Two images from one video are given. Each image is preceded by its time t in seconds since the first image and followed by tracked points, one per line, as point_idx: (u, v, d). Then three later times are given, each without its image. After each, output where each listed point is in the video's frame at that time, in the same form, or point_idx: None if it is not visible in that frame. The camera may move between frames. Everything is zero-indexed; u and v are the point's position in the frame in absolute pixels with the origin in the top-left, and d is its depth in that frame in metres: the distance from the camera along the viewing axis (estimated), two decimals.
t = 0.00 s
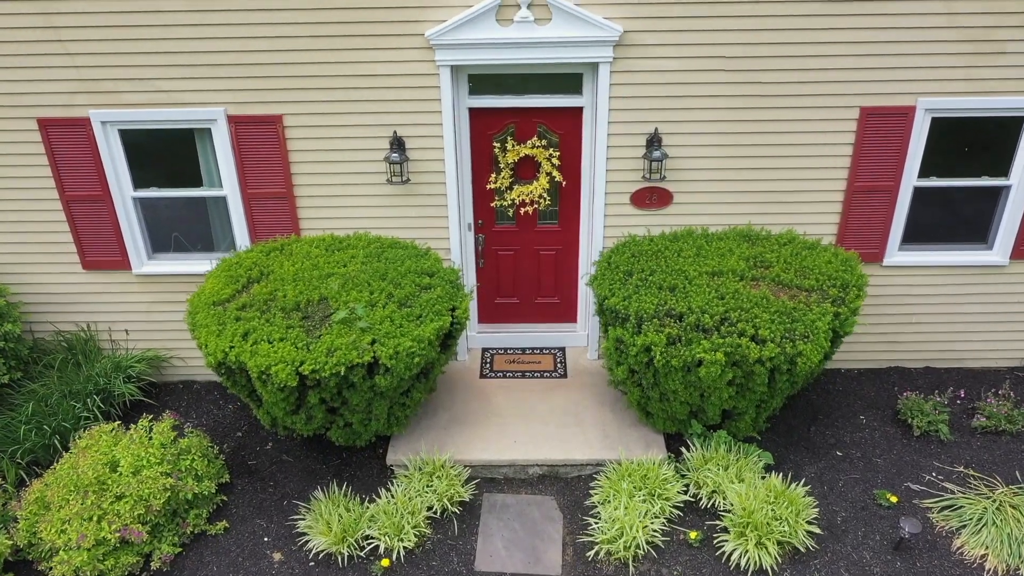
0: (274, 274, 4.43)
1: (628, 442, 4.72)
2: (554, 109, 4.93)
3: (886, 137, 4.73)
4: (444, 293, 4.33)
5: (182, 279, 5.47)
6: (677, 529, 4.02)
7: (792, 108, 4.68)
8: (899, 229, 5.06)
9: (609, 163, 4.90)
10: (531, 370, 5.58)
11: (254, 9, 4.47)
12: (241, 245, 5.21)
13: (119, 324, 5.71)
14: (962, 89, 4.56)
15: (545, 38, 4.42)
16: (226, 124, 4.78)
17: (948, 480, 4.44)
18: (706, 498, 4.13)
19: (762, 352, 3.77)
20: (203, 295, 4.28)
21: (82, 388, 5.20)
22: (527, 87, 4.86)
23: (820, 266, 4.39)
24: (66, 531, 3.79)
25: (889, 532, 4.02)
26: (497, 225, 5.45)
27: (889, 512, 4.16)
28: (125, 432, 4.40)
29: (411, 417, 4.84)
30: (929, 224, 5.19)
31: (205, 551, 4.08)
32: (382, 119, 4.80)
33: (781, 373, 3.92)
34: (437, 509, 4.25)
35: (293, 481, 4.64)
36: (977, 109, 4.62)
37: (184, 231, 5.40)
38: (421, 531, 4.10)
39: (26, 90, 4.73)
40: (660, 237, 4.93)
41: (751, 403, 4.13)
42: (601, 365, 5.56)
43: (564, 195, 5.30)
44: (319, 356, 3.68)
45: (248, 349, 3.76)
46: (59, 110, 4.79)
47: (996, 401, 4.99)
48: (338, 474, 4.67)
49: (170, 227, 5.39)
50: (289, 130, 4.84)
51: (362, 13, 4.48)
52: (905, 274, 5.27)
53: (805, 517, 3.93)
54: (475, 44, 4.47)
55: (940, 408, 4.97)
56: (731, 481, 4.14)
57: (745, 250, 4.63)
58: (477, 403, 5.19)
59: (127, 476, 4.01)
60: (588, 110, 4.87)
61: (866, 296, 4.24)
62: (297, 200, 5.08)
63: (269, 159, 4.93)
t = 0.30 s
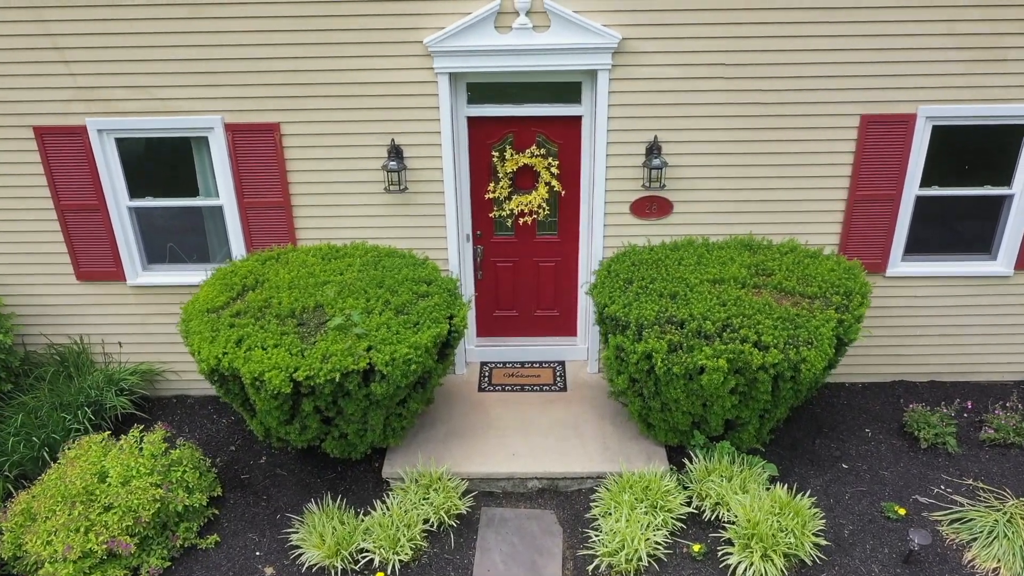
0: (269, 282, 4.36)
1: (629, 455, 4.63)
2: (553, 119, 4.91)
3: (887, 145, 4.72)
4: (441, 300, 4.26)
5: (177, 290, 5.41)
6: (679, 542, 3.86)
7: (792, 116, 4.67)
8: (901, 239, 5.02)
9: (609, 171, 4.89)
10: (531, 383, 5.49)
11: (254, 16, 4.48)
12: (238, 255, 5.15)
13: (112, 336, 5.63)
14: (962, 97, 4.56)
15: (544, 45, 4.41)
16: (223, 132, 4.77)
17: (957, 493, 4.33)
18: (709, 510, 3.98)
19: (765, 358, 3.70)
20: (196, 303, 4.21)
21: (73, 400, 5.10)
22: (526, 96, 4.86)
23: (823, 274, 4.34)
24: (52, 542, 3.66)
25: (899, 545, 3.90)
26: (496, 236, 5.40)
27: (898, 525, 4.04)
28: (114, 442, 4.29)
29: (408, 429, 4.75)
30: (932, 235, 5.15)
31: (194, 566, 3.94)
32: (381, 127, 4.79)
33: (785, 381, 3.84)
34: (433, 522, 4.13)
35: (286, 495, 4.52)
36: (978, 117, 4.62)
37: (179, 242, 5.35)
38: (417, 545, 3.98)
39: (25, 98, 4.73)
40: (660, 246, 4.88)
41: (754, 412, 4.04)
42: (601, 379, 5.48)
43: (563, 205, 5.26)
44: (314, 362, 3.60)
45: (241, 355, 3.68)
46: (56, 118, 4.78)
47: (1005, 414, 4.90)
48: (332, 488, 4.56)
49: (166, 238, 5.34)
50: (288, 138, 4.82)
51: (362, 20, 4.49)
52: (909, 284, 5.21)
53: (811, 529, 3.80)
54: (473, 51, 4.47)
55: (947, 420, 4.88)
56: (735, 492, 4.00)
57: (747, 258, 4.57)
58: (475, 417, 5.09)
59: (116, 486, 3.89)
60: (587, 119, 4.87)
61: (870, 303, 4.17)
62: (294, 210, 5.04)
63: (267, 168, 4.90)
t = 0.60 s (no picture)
0: (263, 287, 4.30)
1: (630, 465, 4.53)
2: (552, 126, 4.91)
3: (888, 152, 4.71)
4: (438, 306, 4.20)
5: (171, 299, 5.34)
6: (681, 553, 3.72)
7: (793, 122, 4.67)
8: (904, 247, 4.98)
9: (609, 178, 4.86)
10: (530, 395, 5.40)
11: (256, 21, 4.49)
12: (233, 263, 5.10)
13: (104, 347, 5.55)
14: (963, 103, 4.56)
15: (543, 50, 4.41)
16: (220, 138, 4.75)
17: (966, 504, 4.23)
18: (712, 520, 3.84)
19: (768, 362, 3.63)
20: (190, 308, 4.15)
21: (63, 409, 5.02)
22: (525, 103, 4.85)
23: (826, 280, 4.28)
24: (37, 550, 3.54)
25: (909, 556, 3.79)
26: (495, 245, 5.36)
27: (907, 536, 3.93)
28: (103, 450, 4.18)
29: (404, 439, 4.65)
30: (935, 244, 5.11)
31: None
32: (380, 133, 4.77)
33: (788, 387, 3.77)
34: (429, 532, 4.01)
35: (279, 506, 4.40)
36: (979, 123, 4.62)
37: (174, 250, 5.30)
38: (412, 556, 3.86)
39: (25, 103, 4.72)
40: (661, 253, 4.84)
41: (758, 419, 3.95)
42: (602, 391, 5.39)
43: (562, 214, 5.22)
44: (308, 365, 3.53)
45: (234, 359, 3.61)
46: (52, 123, 4.77)
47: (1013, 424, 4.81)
48: (326, 499, 4.45)
49: (161, 246, 5.29)
50: (288, 145, 4.80)
51: (362, 25, 4.49)
52: (913, 293, 5.16)
53: (818, 539, 3.68)
54: (473, 56, 4.47)
55: (954, 431, 4.79)
56: (739, 502, 3.88)
57: (749, 265, 4.52)
58: (473, 428, 4.99)
59: (104, 494, 3.78)
60: (586, 125, 4.86)
61: (874, 309, 4.11)
62: (291, 217, 5.00)
63: (264, 175, 4.88)
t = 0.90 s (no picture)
0: (260, 292, 4.25)
1: (632, 475, 4.43)
2: (551, 133, 4.90)
3: (890, 158, 4.69)
4: (436, 310, 4.14)
5: (166, 308, 5.27)
6: (685, 563, 3.58)
7: (794, 128, 4.66)
8: (908, 255, 4.94)
9: (609, 184, 4.84)
10: (529, 406, 5.31)
11: (257, 26, 4.50)
12: (228, 270, 5.04)
13: (97, 356, 5.46)
14: (964, 108, 4.57)
15: (543, 54, 4.41)
16: (218, 143, 4.74)
17: (975, 514, 4.13)
18: (717, 529, 3.71)
19: (772, 365, 3.56)
20: (184, 312, 4.08)
21: (53, 418, 4.93)
22: (525, 110, 4.85)
23: (829, 284, 4.23)
24: (22, 558, 3.42)
25: (919, 566, 3.68)
26: (494, 254, 5.31)
27: (917, 546, 3.82)
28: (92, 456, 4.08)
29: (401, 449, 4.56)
30: (939, 253, 5.07)
31: None
32: (380, 138, 4.75)
33: (792, 391, 3.70)
34: (426, 542, 3.90)
35: (272, 517, 4.29)
36: (980, 129, 4.62)
37: (170, 258, 5.25)
38: (408, 567, 3.74)
39: (25, 108, 4.72)
40: (662, 260, 4.79)
41: (762, 426, 3.87)
42: (602, 402, 5.31)
43: (562, 221, 5.18)
44: (303, 367, 3.46)
45: (228, 361, 3.54)
46: (49, 129, 4.76)
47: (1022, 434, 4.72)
48: (320, 510, 4.34)
49: (157, 253, 5.24)
50: (287, 150, 4.78)
51: (364, 30, 4.50)
52: (917, 302, 5.11)
53: (825, 547, 3.54)
54: (473, 61, 4.47)
55: (961, 441, 4.71)
56: (743, 510, 3.75)
57: (752, 271, 4.46)
58: (471, 438, 4.90)
59: (92, 500, 3.67)
60: (585, 132, 4.85)
61: (878, 314, 4.05)
62: (288, 224, 4.96)
63: (261, 181, 4.85)
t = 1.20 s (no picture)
0: (256, 295, 4.19)
1: (634, 484, 4.34)
2: (552, 139, 4.89)
3: (893, 164, 4.69)
4: (435, 314, 4.09)
5: (161, 315, 5.21)
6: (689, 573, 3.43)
7: (796, 133, 4.67)
8: (911, 261, 4.91)
9: (609, 189, 4.82)
10: (529, 417, 5.23)
11: (260, 31, 4.52)
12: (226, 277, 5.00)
13: (91, 365, 5.39)
14: (967, 113, 4.57)
15: (543, 58, 4.42)
16: (216, 147, 4.75)
17: (986, 524, 4.03)
18: (721, 537, 3.59)
19: (777, 368, 3.49)
20: (179, 316, 4.02)
21: (44, 426, 4.85)
22: (525, 116, 4.84)
23: (833, 289, 4.18)
24: (7, 565, 3.31)
25: None
26: (494, 261, 5.27)
27: (928, 556, 3.73)
28: (82, 463, 3.98)
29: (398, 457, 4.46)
30: (944, 260, 5.03)
31: None
32: (383, 143, 4.74)
33: (798, 395, 3.63)
34: (423, 552, 3.78)
35: (266, 527, 4.18)
36: (984, 135, 4.62)
37: (166, 265, 5.20)
38: None
39: (26, 112, 4.72)
40: (665, 266, 4.74)
41: (767, 432, 3.79)
42: (603, 412, 5.23)
43: (563, 229, 5.15)
44: (299, 369, 3.39)
45: (222, 362, 3.47)
46: (47, 134, 4.76)
47: None
48: (316, 519, 4.24)
49: (153, 260, 5.19)
50: (287, 155, 4.78)
51: (367, 34, 4.52)
52: (923, 310, 5.06)
53: (833, 555, 3.43)
54: (474, 65, 4.47)
55: (969, 450, 4.62)
56: (749, 517, 3.63)
57: (755, 276, 4.41)
58: (470, 448, 4.81)
59: (81, 505, 3.56)
60: (586, 138, 4.85)
61: (884, 318, 4.00)
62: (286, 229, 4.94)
63: (260, 186, 4.84)
